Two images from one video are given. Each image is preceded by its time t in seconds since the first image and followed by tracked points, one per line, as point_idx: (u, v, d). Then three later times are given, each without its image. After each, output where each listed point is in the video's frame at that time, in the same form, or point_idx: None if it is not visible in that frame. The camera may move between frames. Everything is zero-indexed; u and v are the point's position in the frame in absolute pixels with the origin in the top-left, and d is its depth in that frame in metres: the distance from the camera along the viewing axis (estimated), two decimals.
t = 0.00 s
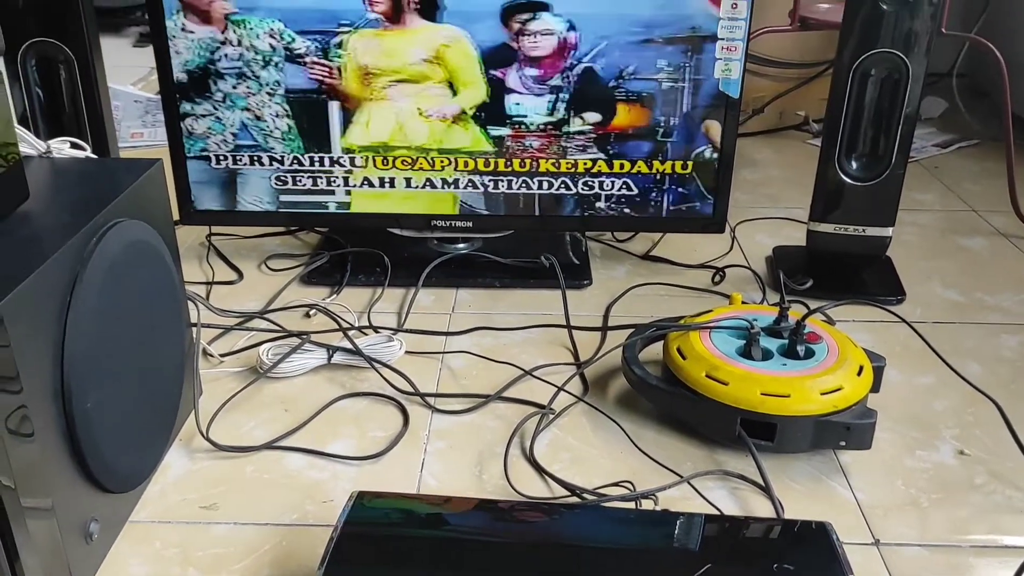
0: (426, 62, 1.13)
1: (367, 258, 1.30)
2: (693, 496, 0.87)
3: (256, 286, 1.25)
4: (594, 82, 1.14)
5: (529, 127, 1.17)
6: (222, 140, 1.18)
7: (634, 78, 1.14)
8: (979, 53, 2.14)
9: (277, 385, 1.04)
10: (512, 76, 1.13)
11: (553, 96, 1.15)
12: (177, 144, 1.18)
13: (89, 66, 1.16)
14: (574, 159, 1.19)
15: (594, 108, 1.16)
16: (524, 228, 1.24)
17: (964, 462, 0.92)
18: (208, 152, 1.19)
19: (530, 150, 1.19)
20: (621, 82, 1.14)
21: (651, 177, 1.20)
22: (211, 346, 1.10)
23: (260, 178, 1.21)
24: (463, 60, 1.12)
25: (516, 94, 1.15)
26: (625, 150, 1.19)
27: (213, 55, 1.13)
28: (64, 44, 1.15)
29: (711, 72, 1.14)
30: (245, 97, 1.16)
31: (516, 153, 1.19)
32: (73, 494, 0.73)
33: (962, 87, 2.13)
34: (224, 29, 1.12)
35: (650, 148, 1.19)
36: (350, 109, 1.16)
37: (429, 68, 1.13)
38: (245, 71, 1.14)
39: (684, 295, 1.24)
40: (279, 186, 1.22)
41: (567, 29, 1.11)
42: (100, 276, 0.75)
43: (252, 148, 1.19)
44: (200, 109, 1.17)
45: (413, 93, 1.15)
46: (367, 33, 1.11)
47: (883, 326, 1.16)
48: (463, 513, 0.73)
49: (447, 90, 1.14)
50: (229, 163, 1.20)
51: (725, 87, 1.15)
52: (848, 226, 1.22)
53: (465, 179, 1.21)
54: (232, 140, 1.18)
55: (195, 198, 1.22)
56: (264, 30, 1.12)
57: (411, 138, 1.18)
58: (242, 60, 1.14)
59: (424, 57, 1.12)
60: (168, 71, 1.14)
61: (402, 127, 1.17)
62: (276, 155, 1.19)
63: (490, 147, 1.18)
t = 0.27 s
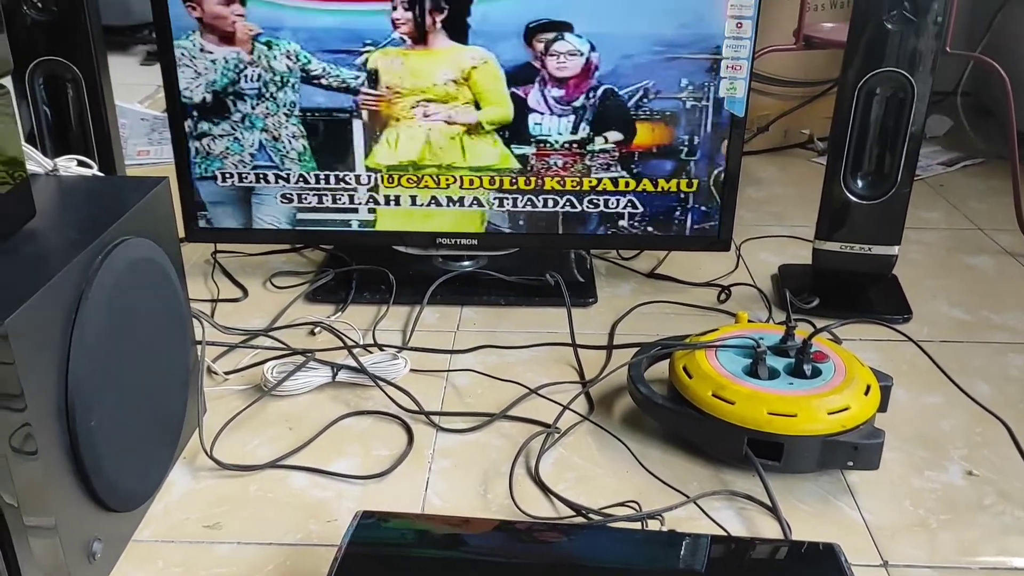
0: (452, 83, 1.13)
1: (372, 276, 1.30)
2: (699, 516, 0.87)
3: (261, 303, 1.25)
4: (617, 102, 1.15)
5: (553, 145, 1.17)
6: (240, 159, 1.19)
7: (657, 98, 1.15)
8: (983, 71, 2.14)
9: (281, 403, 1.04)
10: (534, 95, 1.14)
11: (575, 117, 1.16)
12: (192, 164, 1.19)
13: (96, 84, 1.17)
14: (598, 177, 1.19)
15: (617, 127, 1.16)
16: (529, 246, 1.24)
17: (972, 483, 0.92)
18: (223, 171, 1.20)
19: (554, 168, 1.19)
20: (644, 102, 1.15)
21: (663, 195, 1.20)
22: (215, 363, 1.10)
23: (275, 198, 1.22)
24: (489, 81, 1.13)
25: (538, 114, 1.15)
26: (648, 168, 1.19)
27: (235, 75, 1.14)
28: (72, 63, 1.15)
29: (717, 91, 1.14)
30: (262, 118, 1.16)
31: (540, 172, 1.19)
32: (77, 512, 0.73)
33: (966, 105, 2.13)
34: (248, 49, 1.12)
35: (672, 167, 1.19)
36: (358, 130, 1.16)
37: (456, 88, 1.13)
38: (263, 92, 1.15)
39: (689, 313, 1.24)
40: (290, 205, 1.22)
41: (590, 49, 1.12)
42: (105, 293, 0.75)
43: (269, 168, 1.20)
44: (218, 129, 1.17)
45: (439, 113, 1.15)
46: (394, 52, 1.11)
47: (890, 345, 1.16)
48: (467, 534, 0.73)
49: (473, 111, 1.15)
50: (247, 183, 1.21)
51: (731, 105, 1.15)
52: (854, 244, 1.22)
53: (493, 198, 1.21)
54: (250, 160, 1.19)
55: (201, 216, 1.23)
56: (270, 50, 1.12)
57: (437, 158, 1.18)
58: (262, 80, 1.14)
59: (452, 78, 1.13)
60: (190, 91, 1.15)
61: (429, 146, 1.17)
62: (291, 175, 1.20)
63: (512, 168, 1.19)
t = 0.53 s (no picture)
0: (474, 99, 1.13)
1: (376, 291, 1.30)
2: (704, 534, 0.86)
3: (265, 318, 1.25)
4: (634, 119, 1.15)
5: (570, 161, 1.17)
6: (256, 176, 1.19)
7: (674, 115, 1.15)
8: (987, 87, 2.14)
9: (284, 419, 1.03)
10: (552, 113, 1.14)
11: (593, 134, 1.16)
12: (207, 180, 1.19)
13: (102, 100, 1.17)
14: (615, 193, 1.19)
15: (634, 143, 1.16)
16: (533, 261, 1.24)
17: (979, 501, 0.91)
18: (236, 187, 1.20)
19: (570, 184, 1.19)
20: (661, 119, 1.15)
21: (676, 212, 1.20)
22: (218, 379, 1.10)
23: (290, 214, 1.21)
24: (511, 98, 1.13)
25: (555, 132, 1.15)
26: (665, 184, 1.19)
27: (254, 92, 1.14)
28: (78, 79, 1.15)
29: (720, 107, 1.14)
30: (277, 135, 1.16)
31: (557, 187, 1.19)
32: (79, 529, 0.73)
33: (970, 121, 2.13)
34: (269, 67, 1.12)
35: (691, 182, 1.19)
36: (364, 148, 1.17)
37: (478, 105, 1.13)
38: (279, 109, 1.15)
39: (693, 329, 1.23)
40: (302, 222, 1.22)
41: (606, 68, 1.12)
42: (109, 309, 0.75)
43: (285, 185, 1.20)
44: (234, 145, 1.17)
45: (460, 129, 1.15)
46: (416, 67, 1.11)
47: (896, 361, 1.15)
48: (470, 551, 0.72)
49: (494, 127, 1.15)
50: (262, 200, 1.21)
51: (734, 121, 1.15)
52: (859, 260, 1.22)
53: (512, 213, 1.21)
54: (266, 176, 1.19)
55: (205, 232, 1.23)
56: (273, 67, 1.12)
57: (458, 173, 1.18)
58: (279, 97, 1.14)
59: (476, 94, 1.13)
60: (208, 107, 1.15)
61: (450, 162, 1.17)
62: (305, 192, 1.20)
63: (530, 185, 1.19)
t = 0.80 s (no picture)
0: (498, 114, 1.13)
1: (379, 305, 1.29)
2: (709, 551, 0.85)
3: (268, 333, 1.25)
4: (654, 132, 1.15)
5: (590, 175, 1.17)
6: (281, 190, 1.19)
7: (695, 129, 1.15)
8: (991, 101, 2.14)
9: (286, 434, 1.03)
10: (573, 125, 1.14)
11: (615, 146, 1.15)
12: (231, 194, 1.19)
13: (106, 114, 1.18)
14: (635, 208, 1.19)
15: (654, 157, 1.16)
16: (536, 275, 1.23)
17: (986, 518, 0.90)
18: (258, 201, 1.20)
19: (591, 199, 1.19)
20: (679, 134, 1.15)
21: (694, 226, 1.20)
22: (221, 394, 1.10)
23: (312, 229, 1.21)
24: (535, 114, 1.13)
25: (575, 144, 1.15)
26: (685, 199, 1.19)
27: (280, 106, 1.14)
28: (82, 93, 1.16)
29: (724, 122, 1.14)
30: (299, 149, 1.16)
31: (578, 202, 1.19)
32: (79, 545, 0.72)
33: (974, 136, 2.13)
34: (296, 81, 1.13)
35: (711, 199, 1.19)
36: (370, 163, 1.16)
37: (502, 119, 1.14)
38: (302, 125, 1.15)
39: (697, 344, 1.23)
40: (323, 238, 1.22)
41: (619, 78, 1.12)
42: (111, 324, 0.75)
43: (309, 201, 1.20)
44: (258, 160, 1.17)
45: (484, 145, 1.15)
46: (440, 81, 1.12)
47: (901, 376, 1.14)
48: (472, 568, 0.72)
49: (518, 142, 1.15)
50: (286, 215, 1.20)
51: (738, 135, 1.15)
52: (863, 275, 1.21)
53: (535, 226, 1.20)
54: (289, 191, 1.19)
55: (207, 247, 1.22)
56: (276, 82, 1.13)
57: (483, 188, 1.18)
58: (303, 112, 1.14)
59: (500, 111, 1.13)
60: (234, 121, 1.15)
61: (475, 177, 1.17)
62: (329, 206, 1.20)
63: (550, 198, 1.18)
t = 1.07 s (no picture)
0: (516, 127, 1.14)
1: (382, 317, 1.29)
2: (712, 564, 0.85)
3: (271, 345, 1.25)
4: (672, 143, 1.15)
5: (607, 186, 1.17)
6: (318, 200, 1.19)
7: (710, 141, 1.15)
8: (994, 113, 2.14)
9: (288, 446, 1.03)
10: (588, 139, 1.14)
11: (630, 158, 1.16)
12: (268, 203, 1.19)
13: (109, 127, 1.18)
14: (649, 219, 1.19)
15: (670, 167, 1.16)
16: (539, 287, 1.23)
17: (991, 531, 0.90)
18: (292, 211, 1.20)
19: (607, 210, 1.18)
20: (697, 145, 1.15)
21: (713, 232, 1.20)
22: (223, 406, 1.09)
23: (349, 240, 1.21)
24: (551, 128, 1.14)
25: (590, 156, 1.15)
26: (700, 211, 1.19)
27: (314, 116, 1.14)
28: (85, 106, 1.16)
29: (726, 134, 1.14)
30: (333, 158, 1.16)
31: (594, 214, 1.19)
32: (80, 557, 0.72)
33: (978, 147, 2.13)
34: (332, 93, 1.12)
35: (725, 210, 1.18)
36: (379, 173, 1.17)
37: (519, 133, 1.14)
38: (335, 135, 1.15)
39: (700, 356, 1.23)
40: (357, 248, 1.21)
41: (625, 93, 1.12)
42: (113, 336, 0.75)
43: (346, 210, 1.19)
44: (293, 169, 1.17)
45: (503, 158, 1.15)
46: (461, 94, 1.12)
47: (905, 389, 1.14)
48: None
49: (534, 156, 1.15)
50: (324, 225, 1.20)
51: (741, 146, 1.15)
52: (866, 287, 1.21)
53: (548, 236, 1.20)
54: (327, 200, 1.19)
55: (210, 258, 1.22)
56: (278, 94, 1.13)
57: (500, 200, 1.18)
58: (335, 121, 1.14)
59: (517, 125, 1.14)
60: (269, 131, 1.15)
61: (492, 189, 1.17)
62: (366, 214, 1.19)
63: (567, 209, 1.18)
